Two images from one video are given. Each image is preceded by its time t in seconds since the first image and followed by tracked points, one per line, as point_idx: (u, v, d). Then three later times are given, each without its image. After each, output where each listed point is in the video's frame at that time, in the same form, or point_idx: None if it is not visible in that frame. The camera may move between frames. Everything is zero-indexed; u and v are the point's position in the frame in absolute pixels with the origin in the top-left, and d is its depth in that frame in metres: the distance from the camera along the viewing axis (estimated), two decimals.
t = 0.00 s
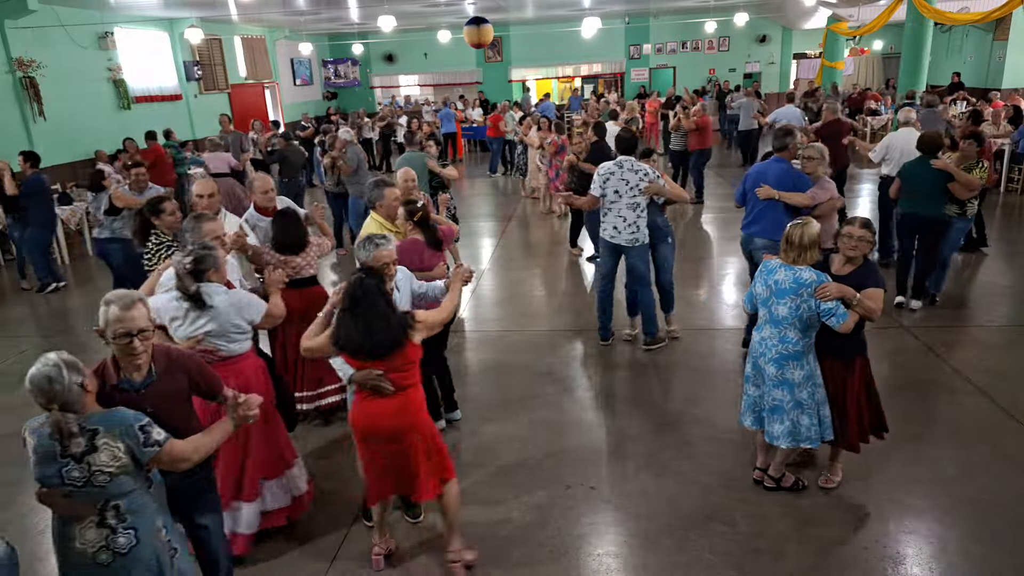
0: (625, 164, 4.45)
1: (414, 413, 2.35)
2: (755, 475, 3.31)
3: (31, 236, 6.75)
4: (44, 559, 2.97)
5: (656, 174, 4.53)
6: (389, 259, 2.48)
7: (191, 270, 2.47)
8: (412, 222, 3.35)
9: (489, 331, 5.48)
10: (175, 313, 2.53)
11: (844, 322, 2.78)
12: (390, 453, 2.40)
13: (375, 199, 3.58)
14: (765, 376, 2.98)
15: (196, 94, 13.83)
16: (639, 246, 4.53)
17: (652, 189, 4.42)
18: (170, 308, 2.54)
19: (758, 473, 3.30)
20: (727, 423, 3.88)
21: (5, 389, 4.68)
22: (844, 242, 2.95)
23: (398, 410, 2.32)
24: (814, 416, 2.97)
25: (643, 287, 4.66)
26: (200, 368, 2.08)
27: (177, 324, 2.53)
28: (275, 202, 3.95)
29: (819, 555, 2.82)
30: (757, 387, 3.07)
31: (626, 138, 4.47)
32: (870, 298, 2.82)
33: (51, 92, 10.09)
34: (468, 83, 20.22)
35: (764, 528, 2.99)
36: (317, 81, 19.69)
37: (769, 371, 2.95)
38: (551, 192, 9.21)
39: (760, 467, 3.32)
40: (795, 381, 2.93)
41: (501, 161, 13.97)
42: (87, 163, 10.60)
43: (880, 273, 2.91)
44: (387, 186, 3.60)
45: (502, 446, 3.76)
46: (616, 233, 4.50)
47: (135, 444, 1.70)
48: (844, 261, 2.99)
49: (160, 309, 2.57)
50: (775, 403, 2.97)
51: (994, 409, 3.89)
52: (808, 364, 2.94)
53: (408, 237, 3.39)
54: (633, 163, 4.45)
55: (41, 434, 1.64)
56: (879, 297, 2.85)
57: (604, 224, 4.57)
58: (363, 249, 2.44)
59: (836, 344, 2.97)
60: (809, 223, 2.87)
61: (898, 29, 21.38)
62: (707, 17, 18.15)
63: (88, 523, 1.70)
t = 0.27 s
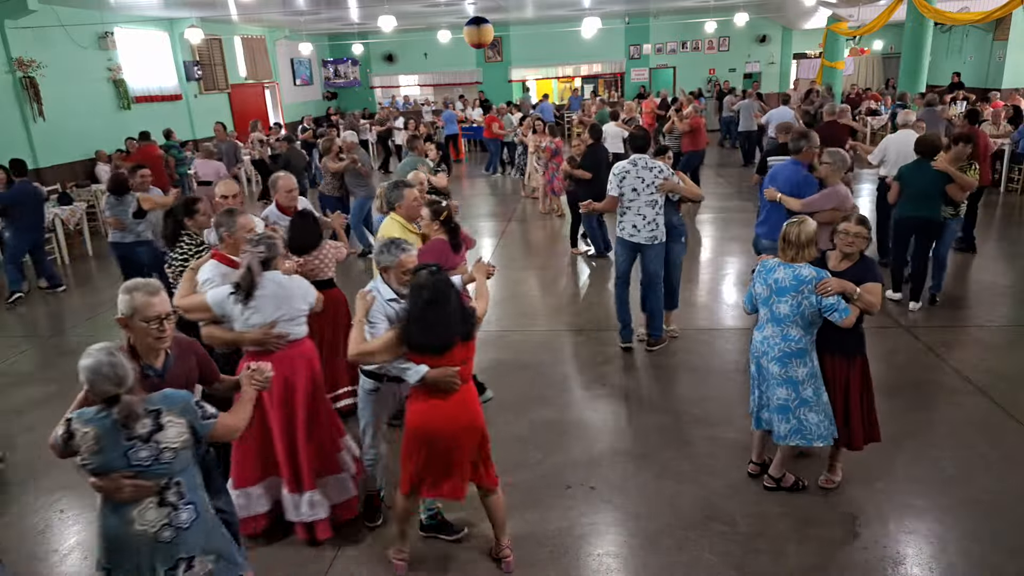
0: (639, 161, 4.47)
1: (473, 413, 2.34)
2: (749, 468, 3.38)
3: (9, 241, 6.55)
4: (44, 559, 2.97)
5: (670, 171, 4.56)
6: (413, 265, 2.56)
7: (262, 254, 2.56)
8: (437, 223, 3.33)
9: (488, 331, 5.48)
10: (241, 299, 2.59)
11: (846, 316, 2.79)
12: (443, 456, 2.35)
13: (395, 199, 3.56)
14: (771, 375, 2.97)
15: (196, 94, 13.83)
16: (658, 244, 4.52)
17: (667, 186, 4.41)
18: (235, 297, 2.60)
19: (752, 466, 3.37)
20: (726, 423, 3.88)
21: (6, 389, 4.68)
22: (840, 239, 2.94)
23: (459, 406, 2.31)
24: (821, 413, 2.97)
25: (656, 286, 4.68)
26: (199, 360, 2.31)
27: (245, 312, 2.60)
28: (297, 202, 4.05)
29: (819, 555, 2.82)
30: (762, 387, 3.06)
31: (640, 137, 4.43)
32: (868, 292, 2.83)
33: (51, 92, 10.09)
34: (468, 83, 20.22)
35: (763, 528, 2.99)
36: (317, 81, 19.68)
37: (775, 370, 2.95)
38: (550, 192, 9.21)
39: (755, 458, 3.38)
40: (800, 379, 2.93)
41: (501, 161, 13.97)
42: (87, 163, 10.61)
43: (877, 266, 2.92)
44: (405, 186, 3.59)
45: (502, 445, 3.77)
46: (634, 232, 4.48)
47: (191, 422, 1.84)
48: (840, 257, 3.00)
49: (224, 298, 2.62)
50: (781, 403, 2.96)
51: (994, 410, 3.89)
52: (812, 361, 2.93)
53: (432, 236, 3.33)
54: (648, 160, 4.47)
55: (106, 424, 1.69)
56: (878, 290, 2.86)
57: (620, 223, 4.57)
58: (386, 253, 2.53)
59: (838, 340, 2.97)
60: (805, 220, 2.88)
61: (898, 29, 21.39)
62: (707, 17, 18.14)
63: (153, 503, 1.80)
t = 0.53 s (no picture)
0: (642, 163, 4.50)
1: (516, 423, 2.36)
2: (747, 459, 3.45)
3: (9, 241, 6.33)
4: (44, 558, 2.97)
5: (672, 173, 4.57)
6: (450, 272, 2.46)
7: (330, 249, 2.65)
8: (467, 217, 3.48)
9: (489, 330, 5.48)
10: (320, 294, 2.68)
11: (839, 311, 2.82)
12: (481, 468, 2.33)
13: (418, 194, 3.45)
14: (766, 370, 2.96)
15: (196, 94, 13.83)
16: (664, 244, 4.52)
17: (669, 189, 4.42)
18: (317, 294, 2.68)
19: (750, 457, 3.44)
20: (726, 423, 3.88)
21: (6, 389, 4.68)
22: (824, 234, 2.95)
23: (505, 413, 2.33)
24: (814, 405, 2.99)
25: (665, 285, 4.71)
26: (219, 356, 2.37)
27: (321, 305, 2.70)
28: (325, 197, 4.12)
29: (819, 555, 2.82)
30: (757, 382, 3.05)
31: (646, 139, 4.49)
32: (858, 284, 2.84)
33: (51, 92, 10.09)
34: (468, 83, 20.22)
35: (763, 528, 3.00)
36: (317, 81, 19.67)
37: (769, 365, 2.95)
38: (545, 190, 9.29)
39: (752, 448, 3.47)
40: (796, 372, 2.94)
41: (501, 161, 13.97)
42: (87, 163, 10.61)
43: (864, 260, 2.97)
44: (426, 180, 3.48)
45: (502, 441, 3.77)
46: (639, 232, 4.49)
47: (254, 399, 2.08)
48: (825, 251, 3.01)
49: (302, 294, 2.66)
50: (776, 397, 2.96)
51: (995, 410, 3.89)
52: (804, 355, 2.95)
53: (462, 230, 3.43)
54: (650, 163, 4.51)
55: (192, 401, 1.87)
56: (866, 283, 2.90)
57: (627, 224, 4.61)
58: (427, 258, 2.43)
59: (830, 334, 2.98)
60: (796, 218, 2.89)
61: (898, 29, 21.39)
62: (707, 17, 18.14)
63: (231, 476, 1.96)
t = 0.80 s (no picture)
0: (653, 161, 4.58)
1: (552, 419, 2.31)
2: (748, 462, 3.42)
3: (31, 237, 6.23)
4: (44, 559, 2.97)
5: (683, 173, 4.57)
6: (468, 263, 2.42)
7: (372, 237, 2.71)
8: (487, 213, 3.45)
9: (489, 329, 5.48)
10: (371, 280, 2.70)
11: (832, 302, 2.84)
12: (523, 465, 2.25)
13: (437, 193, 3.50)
14: (761, 364, 2.95)
15: (196, 94, 13.83)
16: (667, 242, 4.63)
17: (672, 188, 4.44)
18: (366, 280, 2.69)
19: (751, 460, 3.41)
20: (726, 423, 3.88)
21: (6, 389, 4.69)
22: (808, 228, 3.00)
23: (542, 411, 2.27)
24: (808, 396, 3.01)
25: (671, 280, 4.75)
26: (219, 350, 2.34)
27: (371, 290, 2.72)
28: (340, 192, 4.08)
29: (819, 555, 2.82)
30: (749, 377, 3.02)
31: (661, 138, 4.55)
32: (846, 275, 2.92)
33: (51, 92, 10.09)
34: (468, 83, 20.22)
35: (763, 528, 3.00)
36: (317, 81, 19.67)
37: (765, 359, 2.94)
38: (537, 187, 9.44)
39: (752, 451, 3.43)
40: (791, 365, 2.95)
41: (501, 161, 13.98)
42: (87, 163, 10.62)
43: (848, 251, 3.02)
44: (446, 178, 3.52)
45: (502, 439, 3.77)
46: (643, 228, 4.64)
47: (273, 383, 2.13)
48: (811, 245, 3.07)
49: (354, 280, 2.65)
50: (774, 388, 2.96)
51: (995, 410, 3.89)
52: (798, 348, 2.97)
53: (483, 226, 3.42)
54: (662, 161, 4.56)
55: (228, 387, 1.92)
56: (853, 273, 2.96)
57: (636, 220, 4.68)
58: (439, 252, 2.38)
59: (822, 327, 3.00)
60: (787, 212, 2.88)
61: (898, 29, 21.39)
62: (707, 17, 18.14)
63: (264, 457, 2.02)
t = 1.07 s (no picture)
0: (661, 157, 4.58)
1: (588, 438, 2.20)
2: (752, 466, 3.38)
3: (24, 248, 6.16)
4: (44, 559, 2.97)
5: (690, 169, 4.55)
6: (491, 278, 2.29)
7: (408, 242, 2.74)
8: (498, 213, 3.46)
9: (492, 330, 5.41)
10: (410, 283, 2.72)
11: (829, 304, 2.83)
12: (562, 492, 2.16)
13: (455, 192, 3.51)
14: (757, 364, 2.96)
15: (196, 94, 13.83)
16: (672, 237, 4.66)
17: (677, 183, 4.45)
18: (407, 282, 2.71)
19: (757, 465, 3.36)
20: (725, 423, 3.88)
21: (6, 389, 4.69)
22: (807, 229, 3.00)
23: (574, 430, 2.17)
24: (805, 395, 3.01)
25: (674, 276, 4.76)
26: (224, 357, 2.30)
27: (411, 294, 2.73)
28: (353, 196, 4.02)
29: (818, 555, 2.82)
30: (745, 375, 3.03)
31: (670, 135, 4.60)
32: (845, 277, 2.91)
33: (51, 92, 10.08)
34: (468, 83, 20.24)
35: (763, 528, 3.00)
36: (317, 81, 19.67)
37: (761, 359, 2.94)
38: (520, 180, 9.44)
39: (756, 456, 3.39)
40: (787, 364, 2.95)
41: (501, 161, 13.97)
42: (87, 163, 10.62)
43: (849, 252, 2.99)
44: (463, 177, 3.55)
45: (502, 438, 3.77)
46: (649, 222, 4.69)
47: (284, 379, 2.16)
48: (810, 246, 3.05)
49: (393, 283, 2.66)
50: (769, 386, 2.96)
51: (995, 410, 3.89)
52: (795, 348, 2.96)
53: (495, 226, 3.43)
54: (669, 156, 4.57)
55: (253, 382, 1.94)
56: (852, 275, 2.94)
57: (645, 214, 4.71)
58: (464, 268, 2.26)
59: (820, 328, 2.99)
60: (785, 214, 2.88)
61: (898, 30, 21.41)
62: (706, 17, 18.14)
63: (290, 450, 2.08)
